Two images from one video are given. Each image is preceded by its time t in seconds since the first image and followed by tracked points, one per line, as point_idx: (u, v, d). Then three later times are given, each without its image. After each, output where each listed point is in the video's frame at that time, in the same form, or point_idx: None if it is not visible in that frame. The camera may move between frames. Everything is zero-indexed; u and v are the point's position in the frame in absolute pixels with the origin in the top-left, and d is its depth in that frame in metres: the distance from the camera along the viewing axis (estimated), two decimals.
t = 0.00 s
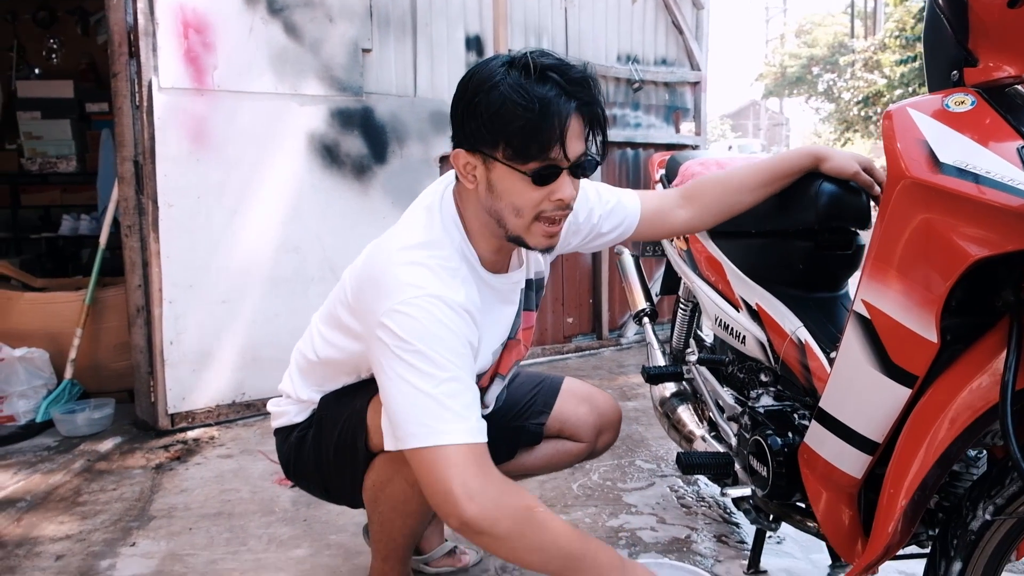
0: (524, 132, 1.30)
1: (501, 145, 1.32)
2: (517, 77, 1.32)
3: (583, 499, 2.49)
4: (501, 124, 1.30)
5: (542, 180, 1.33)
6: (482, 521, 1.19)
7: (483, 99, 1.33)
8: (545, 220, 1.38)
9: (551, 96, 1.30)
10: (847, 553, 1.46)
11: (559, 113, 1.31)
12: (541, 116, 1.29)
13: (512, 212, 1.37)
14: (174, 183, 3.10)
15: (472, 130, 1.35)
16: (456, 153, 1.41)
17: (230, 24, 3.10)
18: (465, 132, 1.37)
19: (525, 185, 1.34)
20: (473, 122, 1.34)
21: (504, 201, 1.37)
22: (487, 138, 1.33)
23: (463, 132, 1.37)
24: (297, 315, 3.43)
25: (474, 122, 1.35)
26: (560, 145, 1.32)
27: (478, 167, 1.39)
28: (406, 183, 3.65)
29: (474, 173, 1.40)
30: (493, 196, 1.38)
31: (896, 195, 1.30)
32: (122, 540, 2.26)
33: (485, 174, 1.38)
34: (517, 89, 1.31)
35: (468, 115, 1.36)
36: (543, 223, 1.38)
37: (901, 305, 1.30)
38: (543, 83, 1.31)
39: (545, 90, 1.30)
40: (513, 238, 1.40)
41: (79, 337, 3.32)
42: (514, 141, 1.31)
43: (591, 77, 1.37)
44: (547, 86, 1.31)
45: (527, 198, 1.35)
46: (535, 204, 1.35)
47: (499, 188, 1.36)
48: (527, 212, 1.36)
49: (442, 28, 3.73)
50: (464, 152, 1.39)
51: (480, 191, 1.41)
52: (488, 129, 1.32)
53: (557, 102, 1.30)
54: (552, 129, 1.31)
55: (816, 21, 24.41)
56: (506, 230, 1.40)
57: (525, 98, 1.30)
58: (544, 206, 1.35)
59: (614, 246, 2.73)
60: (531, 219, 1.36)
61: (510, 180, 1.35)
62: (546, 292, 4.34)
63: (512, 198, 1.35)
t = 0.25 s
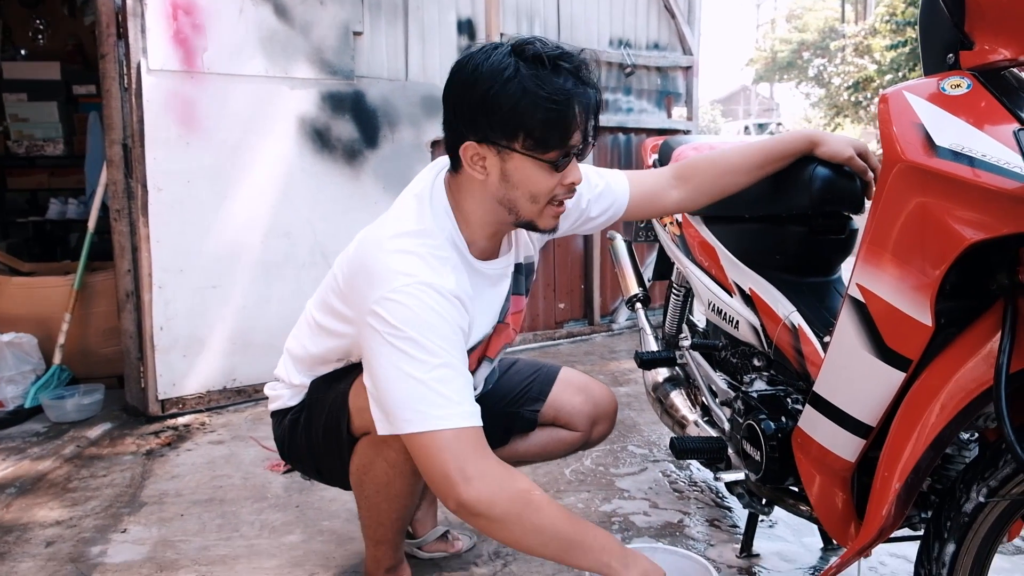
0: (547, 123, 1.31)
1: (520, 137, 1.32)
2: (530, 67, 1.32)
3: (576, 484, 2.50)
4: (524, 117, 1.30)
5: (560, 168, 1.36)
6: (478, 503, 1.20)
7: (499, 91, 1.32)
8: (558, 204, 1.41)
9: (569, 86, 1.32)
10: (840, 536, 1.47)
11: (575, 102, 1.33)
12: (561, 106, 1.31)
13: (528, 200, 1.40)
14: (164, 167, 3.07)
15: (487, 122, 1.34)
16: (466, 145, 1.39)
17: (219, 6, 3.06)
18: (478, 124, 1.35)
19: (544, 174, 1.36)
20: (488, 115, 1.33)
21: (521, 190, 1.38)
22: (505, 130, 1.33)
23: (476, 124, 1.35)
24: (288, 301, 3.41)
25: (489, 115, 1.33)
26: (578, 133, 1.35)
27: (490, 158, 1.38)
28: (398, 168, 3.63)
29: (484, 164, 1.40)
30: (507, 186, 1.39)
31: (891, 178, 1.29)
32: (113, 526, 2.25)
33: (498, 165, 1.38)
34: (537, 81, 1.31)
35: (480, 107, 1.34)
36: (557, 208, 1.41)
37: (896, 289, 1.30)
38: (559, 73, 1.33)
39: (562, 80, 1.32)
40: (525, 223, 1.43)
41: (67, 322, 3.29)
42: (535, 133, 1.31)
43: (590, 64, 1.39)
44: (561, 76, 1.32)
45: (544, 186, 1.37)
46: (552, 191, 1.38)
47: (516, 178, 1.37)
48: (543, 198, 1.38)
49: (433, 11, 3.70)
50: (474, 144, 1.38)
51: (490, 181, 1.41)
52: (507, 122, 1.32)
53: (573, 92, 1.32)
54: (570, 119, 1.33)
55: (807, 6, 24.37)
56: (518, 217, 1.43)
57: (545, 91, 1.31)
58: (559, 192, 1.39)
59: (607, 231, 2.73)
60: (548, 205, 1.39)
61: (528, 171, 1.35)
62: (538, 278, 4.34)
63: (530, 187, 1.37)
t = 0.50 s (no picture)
0: (562, 122, 1.36)
1: (533, 135, 1.36)
2: (546, 68, 1.36)
3: (576, 482, 2.49)
4: (543, 115, 1.34)
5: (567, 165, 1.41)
6: (457, 484, 1.19)
7: (516, 88, 1.35)
8: (558, 200, 1.46)
9: (582, 88, 1.38)
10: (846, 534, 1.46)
11: (585, 103, 1.39)
12: (574, 106, 1.37)
13: (533, 195, 1.43)
14: (162, 162, 3.05)
15: (501, 118, 1.36)
16: (477, 139, 1.41)
17: (218, 1, 3.05)
18: (492, 119, 1.37)
19: (552, 171, 1.40)
20: (503, 111, 1.36)
21: (529, 186, 1.41)
22: (519, 127, 1.36)
23: (490, 119, 1.37)
24: (287, 297, 3.40)
25: (505, 111, 1.36)
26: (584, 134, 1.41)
27: (500, 154, 1.40)
28: (397, 164, 3.61)
29: (494, 159, 1.41)
30: (515, 181, 1.42)
31: (898, 176, 1.29)
32: (111, 524, 2.24)
33: (508, 160, 1.40)
34: (553, 82, 1.36)
35: (494, 103, 1.37)
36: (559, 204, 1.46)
37: (901, 287, 1.29)
38: (572, 74, 1.38)
39: (575, 82, 1.38)
40: (529, 217, 1.46)
41: (64, 318, 3.28)
42: (549, 130, 1.36)
43: (593, 67, 1.45)
44: (573, 77, 1.38)
45: (550, 183, 1.42)
46: (556, 188, 1.42)
47: (525, 174, 1.40)
48: (548, 194, 1.43)
49: (433, 7, 3.68)
50: (485, 139, 1.40)
51: (498, 176, 1.43)
52: (523, 118, 1.35)
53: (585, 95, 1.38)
54: (581, 121, 1.39)
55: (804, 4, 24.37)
56: (522, 211, 1.46)
57: (562, 94, 1.36)
58: (561, 188, 1.43)
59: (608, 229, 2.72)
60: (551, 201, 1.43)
61: (538, 167, 1.39)
62: (537, 275, 4.33)
63: (538, 184, 1.40)
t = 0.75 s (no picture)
0: (564, 105, 1.39)
1: (536, 117, 1.39)
2: (547, 55, 1.40)
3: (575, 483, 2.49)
4: (545, 97, 1.38)
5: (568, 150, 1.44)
6: (439, 457, 1.19)
7: (519, 72, 1.39)
8: (558, 183, 1.48)
9: (584, 74, 1.42)
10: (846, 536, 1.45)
11: (587, 90, 1.43)
12: (576, 91, 1.41)
13: (534, 177, 1.45)
14: (160, 161, 3.04)
15: (504, 100, 1.40)
16: (480, 122, 1.44)
17: None
18: (496, 101, 1.40)
19: (553, 153, 1.43)
20: (506, 93, 1.39)
21: (530, 168, 1.44)
22: (521, 109, 1.39)
23: (494, 101, 1.41)
24: (285, 297, 3.39)
25: (508, 93, 1.39)
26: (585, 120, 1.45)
27: (502, 134, 1.43)
28: (396, 164, 3.61)
29: (496, 141, 1.44)
30: (517, 163, 1.44)
31: (901, 177, 1.28)
32: (109, 524, 2.23)
33: (510, 143, 1.43)
34: (555, 67, 1.40)
35: (497, 86, 1.40)
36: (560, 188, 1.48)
37: (904, 288, 1.29)
38: (574, 61, 1.42)
39: (577, 68, 1.42)
40: (530, 201, 1.48)
41: (62, 317, 3.27)
42: (551, 113, 1.39)
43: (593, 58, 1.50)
44: (576, 63, 1.42)
45: (550, 164, 1.44)
46: (556, 171, 1.45)
47: (526, 157, 1.43)
48: (548, 176, 1.45)
49: (432, 6, 3.68)
50: (489, 121, 1.43)
51: (500, 159, 1.45)
52: (525, 101, 1.38)
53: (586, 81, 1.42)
54: (582, 105, 1.42)
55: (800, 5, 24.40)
56: (524, 194, 1.48)
57: (563, 77, 1.40)
58: (562, 172, 1.46)
59: (607, 229, 2.72)
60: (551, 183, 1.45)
61: (539, 149, 1.42)
62: (535, 275, 4.33)
63: (538, 164, 1.43)
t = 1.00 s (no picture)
0: (562, 96, 1.40)
1: (534, 109, 1.40)
2: (544, 49, 1.42)
3: (571, 486, 2.49)
4: (544, 90, 1.39)
5: (565, 141, 1.45)
6: (522, 429, 1.31)
7: (516, 65, 1.40)
8: (556, 174, 1.49)
9: (581, 66, 1.44)
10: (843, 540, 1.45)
11: (585, 83, 1.44)
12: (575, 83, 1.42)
13: (533, 169, 1.46)
14: (155, 164, 3.03)
15: (503, 92, 1.41)
16: (479, 114, 1.44)
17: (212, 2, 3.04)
18: (494, 94, 1.41)
19: (551, 145, 1.44)
20: (504, 86, 1.40)
21: (528, 159, 1.44)
22: (519, 101, 1.40)
23: (493, 94, 1.41)
24: (279, 300, 3.38)
25: (506, 85, 1.40)
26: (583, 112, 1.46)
27: (501, 127, 1.43)
28: (391, 166, 3.60)
29: (495, 134, 1.45)
30: (516, 155, 1.45)
31: (899, 182, 1.29)
32: (103, 529, 2.22)
33: (509, 135, 1.43)
34: (553, 59, 1.41)
35: (495, 79, 1.41)
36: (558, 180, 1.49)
37: (902, 292, 1.29)
38: (572, 54, 1.44)
39: (574, 61, 1.43)
40: (528, 193, 1.49)
41: (54, 320, 3.25)
42: (549, 105, 1.40)
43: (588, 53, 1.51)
44: (573, 57, 1.44)
45: (548, 155, 1.45)
46: (554, 163, 1.45)
47: (525, 149, 1.44)
48: (546, 168, 1.45)
49: (427, 9, 3.68)
50: (487, 114, 1.43)
51: (499, 151, 1.46)
52: (523, 93, 1.39)
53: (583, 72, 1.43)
54: (581, 98, 1.43)
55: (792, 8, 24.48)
56: (522, 186, 1.48)
57: (562, 70, 1.41)
58: (560, 164, 1.47)
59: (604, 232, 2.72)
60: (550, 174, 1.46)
61: (538, 140, 1.42)
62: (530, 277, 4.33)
63: (536, 156, 1.43)
